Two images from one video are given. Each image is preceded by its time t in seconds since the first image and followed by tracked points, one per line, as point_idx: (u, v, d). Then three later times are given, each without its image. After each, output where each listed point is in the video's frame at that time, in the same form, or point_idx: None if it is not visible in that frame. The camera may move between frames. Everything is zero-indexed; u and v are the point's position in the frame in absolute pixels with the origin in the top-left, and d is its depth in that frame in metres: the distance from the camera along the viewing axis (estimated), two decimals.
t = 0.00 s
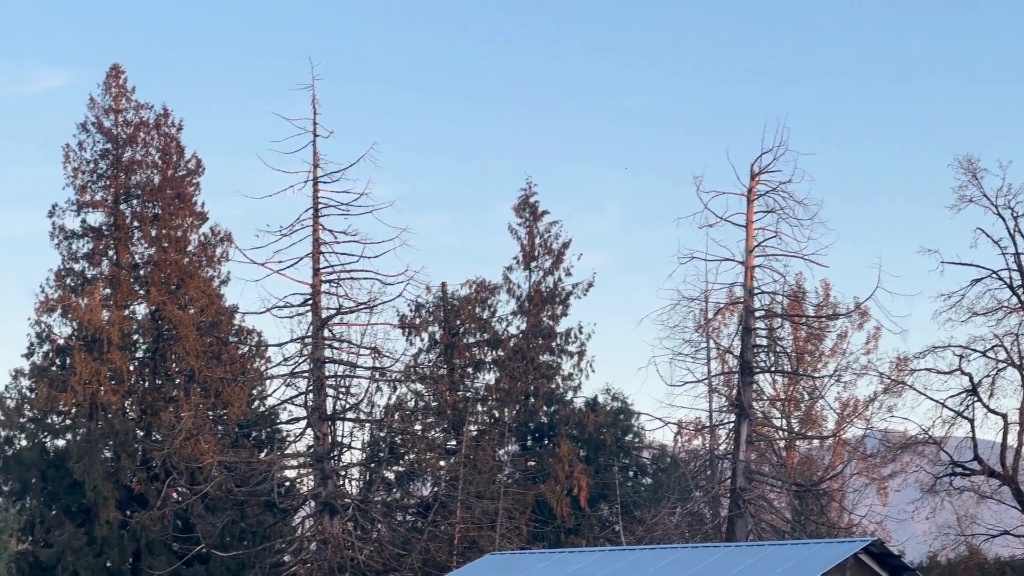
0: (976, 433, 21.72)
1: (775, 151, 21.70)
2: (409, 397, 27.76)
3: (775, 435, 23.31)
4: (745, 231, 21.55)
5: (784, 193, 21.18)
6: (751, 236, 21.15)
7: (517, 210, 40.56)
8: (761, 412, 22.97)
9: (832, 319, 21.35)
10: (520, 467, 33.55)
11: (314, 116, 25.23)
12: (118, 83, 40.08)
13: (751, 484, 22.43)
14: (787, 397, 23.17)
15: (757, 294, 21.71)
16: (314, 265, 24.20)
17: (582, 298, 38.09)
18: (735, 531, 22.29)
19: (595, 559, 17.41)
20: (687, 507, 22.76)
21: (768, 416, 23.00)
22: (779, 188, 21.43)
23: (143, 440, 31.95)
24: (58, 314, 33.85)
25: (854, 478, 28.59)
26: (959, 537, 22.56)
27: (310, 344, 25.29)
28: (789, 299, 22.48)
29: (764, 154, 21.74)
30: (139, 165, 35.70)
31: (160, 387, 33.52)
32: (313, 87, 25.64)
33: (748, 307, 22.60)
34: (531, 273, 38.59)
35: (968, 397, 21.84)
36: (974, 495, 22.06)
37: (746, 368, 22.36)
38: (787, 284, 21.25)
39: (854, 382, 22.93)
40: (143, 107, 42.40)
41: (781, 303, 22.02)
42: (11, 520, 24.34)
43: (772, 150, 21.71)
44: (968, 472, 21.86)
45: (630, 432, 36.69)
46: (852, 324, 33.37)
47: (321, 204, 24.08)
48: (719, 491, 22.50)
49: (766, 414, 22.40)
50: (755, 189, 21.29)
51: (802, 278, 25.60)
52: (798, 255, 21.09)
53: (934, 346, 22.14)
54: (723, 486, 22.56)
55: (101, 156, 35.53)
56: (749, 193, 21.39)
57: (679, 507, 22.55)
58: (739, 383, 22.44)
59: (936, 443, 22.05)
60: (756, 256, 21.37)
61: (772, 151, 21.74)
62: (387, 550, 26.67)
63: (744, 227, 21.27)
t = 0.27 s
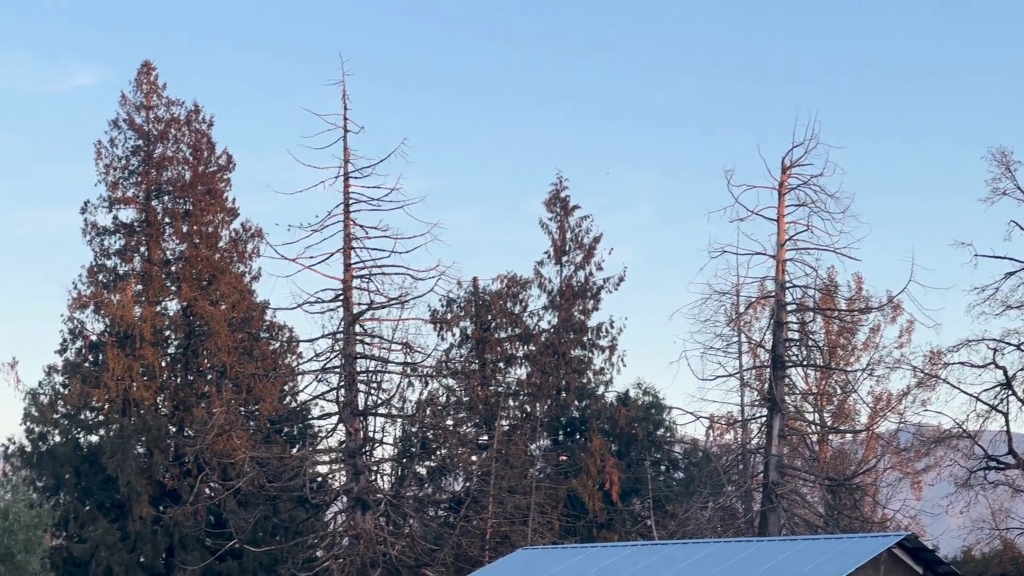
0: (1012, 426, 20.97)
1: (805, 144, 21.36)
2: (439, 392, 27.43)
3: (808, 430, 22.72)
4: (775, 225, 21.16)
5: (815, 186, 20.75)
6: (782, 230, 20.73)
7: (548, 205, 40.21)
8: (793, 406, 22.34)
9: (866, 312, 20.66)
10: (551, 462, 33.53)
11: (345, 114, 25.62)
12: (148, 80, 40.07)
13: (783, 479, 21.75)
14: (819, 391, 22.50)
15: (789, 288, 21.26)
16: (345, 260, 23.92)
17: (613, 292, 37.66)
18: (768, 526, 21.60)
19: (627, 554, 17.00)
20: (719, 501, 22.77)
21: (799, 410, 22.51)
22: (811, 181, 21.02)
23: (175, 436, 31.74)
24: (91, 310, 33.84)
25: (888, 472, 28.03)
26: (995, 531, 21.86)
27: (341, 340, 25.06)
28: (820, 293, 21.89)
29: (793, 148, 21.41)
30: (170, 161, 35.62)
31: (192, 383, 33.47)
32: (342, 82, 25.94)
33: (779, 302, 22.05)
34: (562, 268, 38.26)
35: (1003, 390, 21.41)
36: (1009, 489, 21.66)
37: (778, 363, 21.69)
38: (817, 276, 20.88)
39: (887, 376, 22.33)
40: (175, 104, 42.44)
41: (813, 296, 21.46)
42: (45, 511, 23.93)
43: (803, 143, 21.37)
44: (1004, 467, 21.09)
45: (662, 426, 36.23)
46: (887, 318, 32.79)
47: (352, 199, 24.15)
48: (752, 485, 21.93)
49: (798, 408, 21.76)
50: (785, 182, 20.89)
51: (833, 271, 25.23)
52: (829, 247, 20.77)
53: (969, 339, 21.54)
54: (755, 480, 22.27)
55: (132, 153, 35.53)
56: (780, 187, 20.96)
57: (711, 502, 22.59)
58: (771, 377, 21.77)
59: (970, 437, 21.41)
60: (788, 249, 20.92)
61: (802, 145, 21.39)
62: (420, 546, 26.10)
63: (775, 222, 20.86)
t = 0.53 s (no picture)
0: None
1: (839, 135, 20.74)
2: (473, 386, 27.23)
3: (843, 423, 22.03)
4: (808, 217, 20.70)
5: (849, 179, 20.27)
6: (816, 223, 20.26)
7: (580, 199, 39.90)
8: (826, 399, 21.86)
9: (899, 305, 20.19)
10: (584, 456, 32.83)
11: (376, 105, 24.43)
12: (180, 75, 40.13)
13: (817, 473, 21.34)
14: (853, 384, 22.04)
15: (822, 282, 20.79)
16: (377, 256, 23.69)
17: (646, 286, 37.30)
18: (802, 520, 21.32)
19: (660, 547, 16.60)
20: (752, 495, 22.16)
21: (833, 403, 21.83)
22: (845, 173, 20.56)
23: (209, 431, 31.80)
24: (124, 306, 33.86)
25: (923, 466, 27.58)
26: None
27: (373, 335, 24.90)
28: (854, 286, 21.39)
29: (826, 140, 20.77)
30: (202, 156, 35.54)
31: (225, 378, 33.41)
32: (372, 77, 24.94)
33: (813, 295, 21.53)
34: (594, 262, 37.92)
35: None
36: None
37: (811, 356, 21.17)
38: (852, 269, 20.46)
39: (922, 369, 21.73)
40: (206, 99, 42.49)
41: (846, 288, 20.93)
42: (80, 506, 23.82)
43: (836, 134, 20.76)
44: None
45: (695, 419, 36.01)
46: (920, 312, 32.30)
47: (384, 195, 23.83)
48: (786, 479, 21.64)
49: (832, 402, 21.28)
50: (819, 175, 20.40)
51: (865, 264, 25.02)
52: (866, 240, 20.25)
53: (1004, 332, 21.01)
54: (789, 474, 21.81)
55: (165, 149, 35.53)
56: (813, 180, 20.48)
57: (744, 496, 21.89)
58: (804, 371, 21.34)
59: (1006, 431, 20.98)
60: (821, 242, 20.46)
61: (835, 136, 20.77)
62: (454, 541, 25.99)
63: (808, 215, 20.40)
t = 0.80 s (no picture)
0: None
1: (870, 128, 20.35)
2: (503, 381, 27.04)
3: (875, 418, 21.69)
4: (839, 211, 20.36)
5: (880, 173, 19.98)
6: (846, 218, 19.95)
7: (610, 194, 39.61)
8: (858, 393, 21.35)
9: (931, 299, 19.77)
10: (615, 450, 32.89)
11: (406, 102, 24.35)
12: (211, 71, 40.20)
13: (849, 467, 20.93)
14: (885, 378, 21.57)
15: (853, 275, 20.45)
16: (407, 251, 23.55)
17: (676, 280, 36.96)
18: (834, 515, 20.90)
19: (691, 542, 16.33)
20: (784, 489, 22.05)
21: (864, 397, 21.41)
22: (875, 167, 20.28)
23: (240, 426, 31.84)
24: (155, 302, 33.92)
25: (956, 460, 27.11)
26: None
27: (404, 330, 24.79)
28: (885, 279, 20.95)
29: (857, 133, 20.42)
30: (232, 152, 35.59)
31: (256, 373, 33.42)
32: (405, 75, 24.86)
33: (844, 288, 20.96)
34: (624, 257, 37.63)
35: None
36: None
37: (843, 350, 20.64)
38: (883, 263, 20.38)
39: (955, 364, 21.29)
40: (237, 95, 42.55)
41: (879, 282, 20.42)
42: (113, 501, 23.86)
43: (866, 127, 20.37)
44: None
45: (726, 413, 35.46)
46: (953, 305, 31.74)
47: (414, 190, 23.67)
48: (817, 473, 21.27)
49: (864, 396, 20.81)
50: (849, 170, 20.07)
51: (896, 259, 24.80)
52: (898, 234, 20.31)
53: None
54: (821, 468, 21.54)
55: (195, 144, 35.60)
56: (843, 174, 20.14)
57: (775, 491, 21.73)
58: (835, 365, 20.78)
59: None
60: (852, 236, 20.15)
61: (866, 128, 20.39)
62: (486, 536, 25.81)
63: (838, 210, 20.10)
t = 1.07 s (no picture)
0: None
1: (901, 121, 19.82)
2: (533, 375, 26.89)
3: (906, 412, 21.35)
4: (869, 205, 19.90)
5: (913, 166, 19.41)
6: (877, 211, 19.50)
7: (638, 188, 39.31)
8: (889, 386, 20.93)
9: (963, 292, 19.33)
10: (644, 444, 32.15)
11: (435, 98, 25.00)
12: (239, 67, 40.22)
13: (880, 461, 20.61)
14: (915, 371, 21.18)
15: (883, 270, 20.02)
16: (436, 246, 23.38)
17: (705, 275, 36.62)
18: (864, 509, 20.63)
19: (721, 537, 16.08)
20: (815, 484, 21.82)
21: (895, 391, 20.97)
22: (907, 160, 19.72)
23: (270, 422, 31.88)
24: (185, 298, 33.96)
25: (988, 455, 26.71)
26: None
27: (433, 325, 24.66)
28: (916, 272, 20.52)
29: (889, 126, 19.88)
30: (261, 148, 35.53)
31: (285, 369, 33.46)
32: (433, 71, 24.72)
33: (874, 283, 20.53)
34: (653, 251, 37.33)
35: None
36: None
37: (872, 344, 20.25)
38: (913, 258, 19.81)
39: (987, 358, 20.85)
40: (266, 91, 42.59)
41: (909, 275, 19.96)
42: (144, 496, 23.74)
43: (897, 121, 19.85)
44: None
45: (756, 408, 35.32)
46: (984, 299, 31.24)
47: (443, 186, 23.46)
48: (848, 467, 21.01)
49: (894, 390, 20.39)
50: (880, 163, 19.57)
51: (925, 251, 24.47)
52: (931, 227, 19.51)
53: None
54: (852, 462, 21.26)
55: (224, 140, 35.63)
56: (874, 167, 19.67)
57: (805, 485, 21.13)
58: (865, 359, 20.41)
59: None
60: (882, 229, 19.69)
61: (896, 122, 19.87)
62: (516, 531, 25.74)
63: (869, 203, 19.62)
